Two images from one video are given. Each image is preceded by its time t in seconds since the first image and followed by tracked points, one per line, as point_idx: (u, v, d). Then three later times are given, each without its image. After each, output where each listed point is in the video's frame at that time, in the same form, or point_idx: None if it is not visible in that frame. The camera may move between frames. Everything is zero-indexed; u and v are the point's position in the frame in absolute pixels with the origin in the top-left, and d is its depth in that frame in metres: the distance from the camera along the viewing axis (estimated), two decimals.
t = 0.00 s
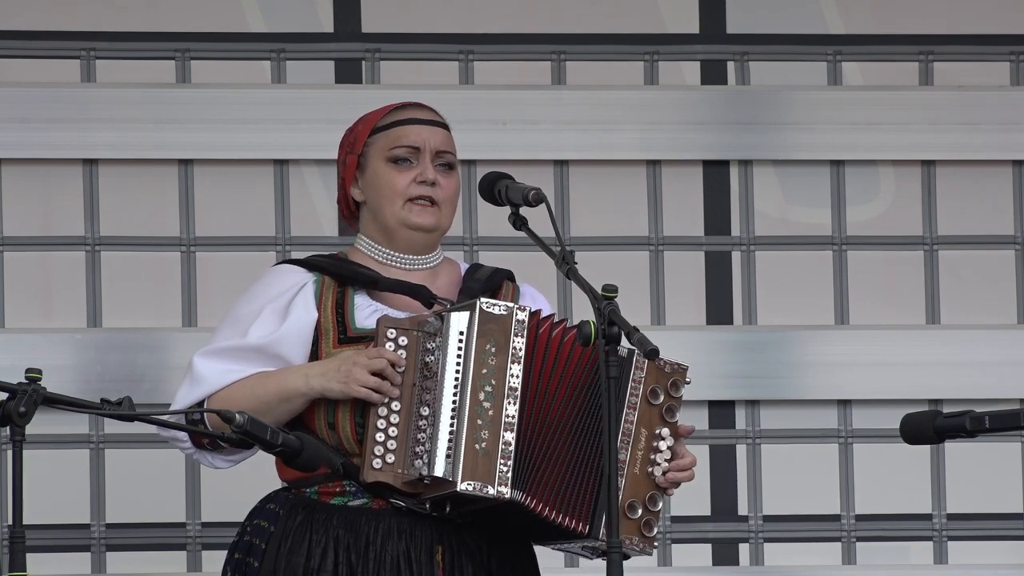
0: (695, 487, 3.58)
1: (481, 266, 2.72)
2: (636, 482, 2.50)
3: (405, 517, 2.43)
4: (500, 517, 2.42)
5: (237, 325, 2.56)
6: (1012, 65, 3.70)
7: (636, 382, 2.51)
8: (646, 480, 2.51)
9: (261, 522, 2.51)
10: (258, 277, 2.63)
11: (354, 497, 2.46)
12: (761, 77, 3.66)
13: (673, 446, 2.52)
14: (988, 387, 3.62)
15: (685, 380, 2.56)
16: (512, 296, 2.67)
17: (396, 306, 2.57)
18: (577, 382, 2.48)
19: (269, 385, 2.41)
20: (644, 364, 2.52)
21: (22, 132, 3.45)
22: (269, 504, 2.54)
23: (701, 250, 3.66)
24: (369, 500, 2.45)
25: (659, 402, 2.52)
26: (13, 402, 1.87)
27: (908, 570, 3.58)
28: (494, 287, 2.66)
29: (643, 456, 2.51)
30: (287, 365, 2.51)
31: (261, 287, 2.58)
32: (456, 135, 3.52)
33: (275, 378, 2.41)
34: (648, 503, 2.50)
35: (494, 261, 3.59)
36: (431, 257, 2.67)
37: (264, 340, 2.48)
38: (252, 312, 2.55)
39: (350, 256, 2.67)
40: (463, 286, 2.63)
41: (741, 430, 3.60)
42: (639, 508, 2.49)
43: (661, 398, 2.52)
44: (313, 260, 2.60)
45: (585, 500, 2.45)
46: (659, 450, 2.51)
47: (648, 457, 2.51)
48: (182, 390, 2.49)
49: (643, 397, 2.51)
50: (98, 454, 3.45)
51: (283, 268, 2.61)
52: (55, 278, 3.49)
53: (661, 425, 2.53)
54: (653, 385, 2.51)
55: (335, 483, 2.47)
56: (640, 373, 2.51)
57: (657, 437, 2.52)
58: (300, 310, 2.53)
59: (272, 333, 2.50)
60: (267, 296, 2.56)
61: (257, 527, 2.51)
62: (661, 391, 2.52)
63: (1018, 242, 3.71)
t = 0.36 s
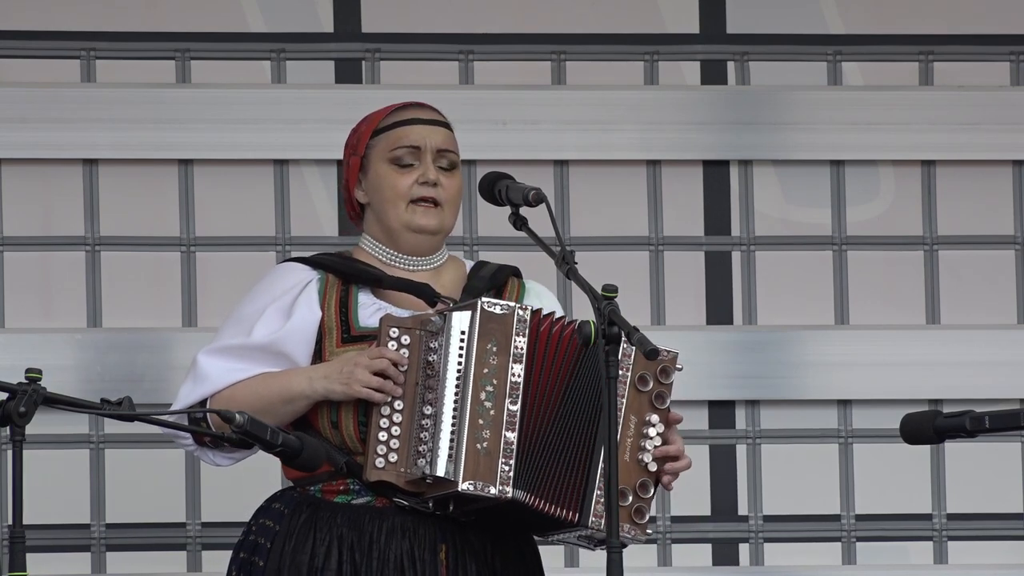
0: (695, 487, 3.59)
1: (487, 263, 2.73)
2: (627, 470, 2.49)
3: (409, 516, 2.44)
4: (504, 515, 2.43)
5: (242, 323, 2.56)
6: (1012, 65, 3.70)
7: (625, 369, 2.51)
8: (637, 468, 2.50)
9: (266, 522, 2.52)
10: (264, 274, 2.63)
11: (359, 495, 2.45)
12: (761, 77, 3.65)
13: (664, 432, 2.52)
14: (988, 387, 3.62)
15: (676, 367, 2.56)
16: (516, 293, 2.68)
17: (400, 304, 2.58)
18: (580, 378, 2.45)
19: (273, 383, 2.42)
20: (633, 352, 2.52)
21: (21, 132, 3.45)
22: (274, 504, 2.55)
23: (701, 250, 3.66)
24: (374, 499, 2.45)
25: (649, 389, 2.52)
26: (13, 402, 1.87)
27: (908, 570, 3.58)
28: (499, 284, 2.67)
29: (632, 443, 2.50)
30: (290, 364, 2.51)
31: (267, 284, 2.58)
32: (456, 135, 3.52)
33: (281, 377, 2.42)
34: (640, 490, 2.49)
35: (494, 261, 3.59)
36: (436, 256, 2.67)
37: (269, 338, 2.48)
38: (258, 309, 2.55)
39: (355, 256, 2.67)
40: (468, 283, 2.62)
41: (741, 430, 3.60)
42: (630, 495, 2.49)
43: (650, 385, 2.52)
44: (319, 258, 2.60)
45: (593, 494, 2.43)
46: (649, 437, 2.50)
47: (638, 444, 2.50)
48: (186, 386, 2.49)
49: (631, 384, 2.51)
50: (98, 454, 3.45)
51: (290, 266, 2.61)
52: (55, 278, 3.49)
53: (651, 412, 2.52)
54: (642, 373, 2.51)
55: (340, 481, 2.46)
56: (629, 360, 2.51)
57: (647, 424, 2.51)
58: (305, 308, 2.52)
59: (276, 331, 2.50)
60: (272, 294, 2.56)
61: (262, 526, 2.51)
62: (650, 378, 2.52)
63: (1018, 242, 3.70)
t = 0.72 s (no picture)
0: (694, 487, 3.59)
1: (492, 261, 2.72)
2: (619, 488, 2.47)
3: (410, 513, 2.43)
4: (506, 515, 2.42)
5: (245, 316, 2.56)
6: (1012, 65, 3.70)
7: (644, 393, 2.50)
8: (629, 490, 2.48)
9: (268, 521, 2.52)
10: (268, 269, 2.63)
11: (359, 492, 2.46)
12: (761, 77, 3.66)
13: (664, 465, 2.51)
14: (988, 387, 3.62)
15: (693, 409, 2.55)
16: (521, 292, 2.70)
17: (410, 302, 2.57)
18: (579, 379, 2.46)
19: (277, 374, 2.43)
20: (657, 378, 2.51)
21: (21, 131, 3.45)
22: (275, 503, 2.55)
23: (701, 249, 3.66)
24: (375, 496, 2.46)
25: (662, 419, 2.51)
26: (13, 402, 1.86)
27: (908, 570, 3.58)
28: (504, 282, 2.66)
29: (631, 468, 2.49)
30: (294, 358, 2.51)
31: (272, 279, 2.58)
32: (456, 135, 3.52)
33: (285, 369, 2.43)
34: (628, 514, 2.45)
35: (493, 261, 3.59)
36: (439, 252, 2.67)
37: (272, 330, 2.48)
38: (262, 303, 2.56)
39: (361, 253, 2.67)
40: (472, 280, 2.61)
41: (742, 430, 3.60)
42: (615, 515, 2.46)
43: (666, 416, 2.51)
44: (324, 256, 2.61)
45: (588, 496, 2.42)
46: (649, 464, 2.50)
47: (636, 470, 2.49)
48: (188, 379, 2.49)
49: (647, 410, 2.50)
50: (98, 454, 3.44)
51: (295, 262, 2.61)
52: (55, 278, 3.49)
53: (659, 443, 2.52)
54: (660, 402, 2.50)
55: (340, 479, 2.47)
56: (651, 386, 2.51)
57: (650, 453, 2.51)
58: (309, 303, 2.53)
59: (280, 324, 2.50)
60: (277, 289, 2.56)
61: (264, 526, 2.51)
62: (667, 409, 2.50)
63: (1018, 242, 3.71)
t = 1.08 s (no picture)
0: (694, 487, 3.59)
1: (495, 263, 2.72)
2: (633, 495, 2.47)
3: (411, 513, 2.43)
4: (508, 518, 2.42)
5: (246, 315, 2.55)
6: (1012, 65, 3.70)
7: (652, 398, 2.51)
8: (643, 496, 2.47)
9: (269, 521, 2.52)
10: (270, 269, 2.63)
11: (361, 492, 2.46)
12: (761, 77, 3.66)
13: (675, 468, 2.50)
14: (988, 387, 3.62)
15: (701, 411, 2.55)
16: (524, 294, 2.69)
17: (413, 302, 2.57)
18: (582, 380, 2.46)
19: (278, 375, 2.42)
20: (663, 383, 2.52)
21: (21, 131, 3.45)
22: (277, 502, 2.55)
23: (701, 250, 3.66)
24: (376, 496, 2.45)
25: (671, 423, 2.51)
26: (13, 402, 1.86)
27: (908, 570, 3.58)
28: (507, 284, 2.67)
29: (644, 473, 2.48)
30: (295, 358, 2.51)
31: (273, 279, 2.58)
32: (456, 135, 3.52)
33: (284, 369, 2.43)
34: (640, 520, 2.46)
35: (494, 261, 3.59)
36: (443, 253, 2.67)
37: (273, 330, 2.48)
38: (263, 302, 2.55)
39: (364, 253, 2.67)
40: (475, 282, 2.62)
41: (742, 430, 3.60)
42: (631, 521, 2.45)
43: (674, 420, 2.51)
44: (326, 256, 2.61)
45: (600, 503, 2.43)
46: (661, 469, 2.49)
47: (649, 474, 2.49)
48: (188, 377, 2.49)
49: (656, 415, 2.50)
50: (98, 454, 3.44)
51: (297, 262, 2.61)
52: (55, 278, 3.49)
53: (669, 446, 2.51)
54: (668, 406, 2.51)
55: (342, 478, 2.47)
56: (658, 391, 2.51)
57: (662, 457, 2.50)
58: (310, 303, 2.53)
59: (281, 324, 2.50)
60: (278, 289, 2.56)
61: (265, 525, 2.51)
62: (675, 412, 2.51)
63: (1018, 242, 3.71)
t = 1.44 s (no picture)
0: (694, 487, 3.59)
1: (493, 261, 2.73)
2: (637, 490, 2.47)
3: (416, 514, 2.43)
4: (512, 516, 2.43)
5: (247, 319, 2.56)
6: (1012, 65, 3.70)
7: (655, 394, 2.50)
8: (647, 491, 2.48)
9: (272, 522, 2.51)
10: (270, 272, 2.64)
11: (366, 493, 2.46)
12: (761, 77, 3.66)
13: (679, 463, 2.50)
14: (988, 387, 3.62)
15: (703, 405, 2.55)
16: (522, 293, 2.69)
17: (413, 302, 2.57)
18: (582, 376, 2.46)
19: (281, 379, 2.42)
20: (665, 378, 2.51)
21: (21, 131, 3.45)
22: (279, 503, 2.54)
23: (701, 250, 3.66)
24: (380, 497, 2.45)
25: (673, 418, 2.51)
26: (13, 401, 1.86)
27: (908, 570, 3.58)
28: (505, 283, 2.67)
29: (648, 469, 2.49)
30: (297, 360, 2.51)
31: (273, 282, 2.58)
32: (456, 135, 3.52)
33: (288, 373, 2.42)
34: (644, 516, 2.47)
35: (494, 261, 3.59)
36: (443, 253, 2.67)
37: (274, 334, 2.48)
38: (264, 305, 2.55)
39: (361, 254, 2.67)
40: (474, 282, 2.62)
41: (741, 431, 3.60)
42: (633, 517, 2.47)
43: (676, 416, 2.51)
44: (325, 257, 2.61)
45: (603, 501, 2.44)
46: (664, 464, 2.49)
47: (652, 471, 2.49)
48: (192, 384, 2.50)
49: (659, 411, 2.50)
50: (98, 454, 3.44)
51: (297, 264, 2.61)
52: (54, 278, 3.49)
53: (671, 442, 2.51)
54: (671, 401, 2.50)
55: (346, 480, 2.47)
56: (661, 386, 2.50)
57: (664, 453, 2.50)
58: (311, 305, 2.53)
59: (283, 327, 2.50)
60: (279, 292, 2.56)
61: (267, 526, 2.51)
62: (677, 408, 2.51)
63: (1018, 242, 3.71)
